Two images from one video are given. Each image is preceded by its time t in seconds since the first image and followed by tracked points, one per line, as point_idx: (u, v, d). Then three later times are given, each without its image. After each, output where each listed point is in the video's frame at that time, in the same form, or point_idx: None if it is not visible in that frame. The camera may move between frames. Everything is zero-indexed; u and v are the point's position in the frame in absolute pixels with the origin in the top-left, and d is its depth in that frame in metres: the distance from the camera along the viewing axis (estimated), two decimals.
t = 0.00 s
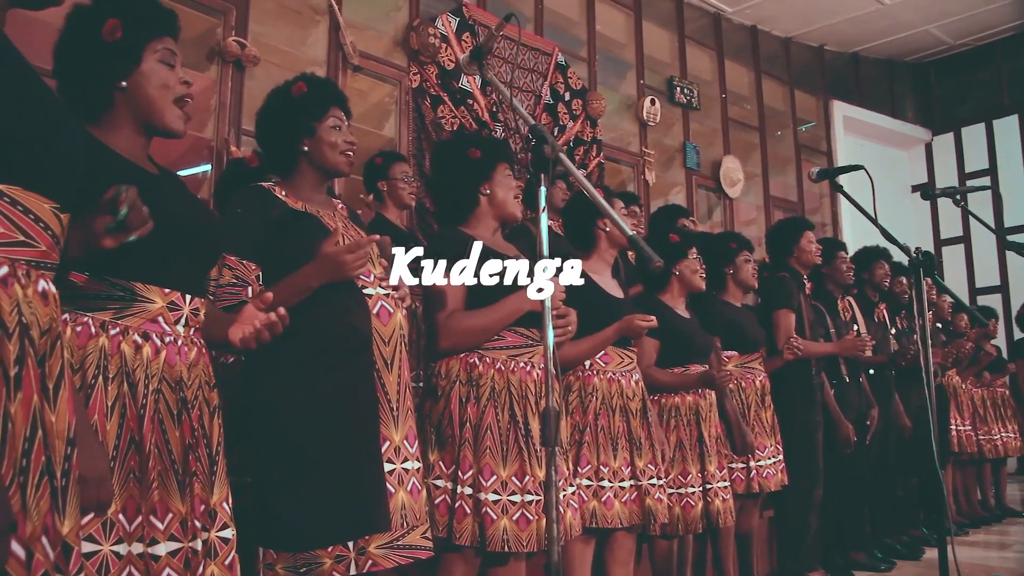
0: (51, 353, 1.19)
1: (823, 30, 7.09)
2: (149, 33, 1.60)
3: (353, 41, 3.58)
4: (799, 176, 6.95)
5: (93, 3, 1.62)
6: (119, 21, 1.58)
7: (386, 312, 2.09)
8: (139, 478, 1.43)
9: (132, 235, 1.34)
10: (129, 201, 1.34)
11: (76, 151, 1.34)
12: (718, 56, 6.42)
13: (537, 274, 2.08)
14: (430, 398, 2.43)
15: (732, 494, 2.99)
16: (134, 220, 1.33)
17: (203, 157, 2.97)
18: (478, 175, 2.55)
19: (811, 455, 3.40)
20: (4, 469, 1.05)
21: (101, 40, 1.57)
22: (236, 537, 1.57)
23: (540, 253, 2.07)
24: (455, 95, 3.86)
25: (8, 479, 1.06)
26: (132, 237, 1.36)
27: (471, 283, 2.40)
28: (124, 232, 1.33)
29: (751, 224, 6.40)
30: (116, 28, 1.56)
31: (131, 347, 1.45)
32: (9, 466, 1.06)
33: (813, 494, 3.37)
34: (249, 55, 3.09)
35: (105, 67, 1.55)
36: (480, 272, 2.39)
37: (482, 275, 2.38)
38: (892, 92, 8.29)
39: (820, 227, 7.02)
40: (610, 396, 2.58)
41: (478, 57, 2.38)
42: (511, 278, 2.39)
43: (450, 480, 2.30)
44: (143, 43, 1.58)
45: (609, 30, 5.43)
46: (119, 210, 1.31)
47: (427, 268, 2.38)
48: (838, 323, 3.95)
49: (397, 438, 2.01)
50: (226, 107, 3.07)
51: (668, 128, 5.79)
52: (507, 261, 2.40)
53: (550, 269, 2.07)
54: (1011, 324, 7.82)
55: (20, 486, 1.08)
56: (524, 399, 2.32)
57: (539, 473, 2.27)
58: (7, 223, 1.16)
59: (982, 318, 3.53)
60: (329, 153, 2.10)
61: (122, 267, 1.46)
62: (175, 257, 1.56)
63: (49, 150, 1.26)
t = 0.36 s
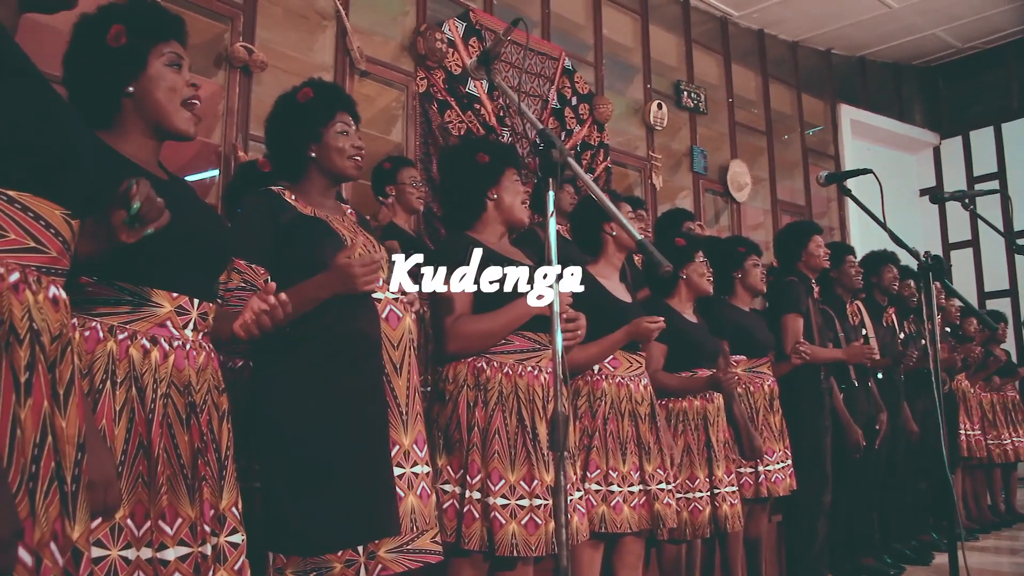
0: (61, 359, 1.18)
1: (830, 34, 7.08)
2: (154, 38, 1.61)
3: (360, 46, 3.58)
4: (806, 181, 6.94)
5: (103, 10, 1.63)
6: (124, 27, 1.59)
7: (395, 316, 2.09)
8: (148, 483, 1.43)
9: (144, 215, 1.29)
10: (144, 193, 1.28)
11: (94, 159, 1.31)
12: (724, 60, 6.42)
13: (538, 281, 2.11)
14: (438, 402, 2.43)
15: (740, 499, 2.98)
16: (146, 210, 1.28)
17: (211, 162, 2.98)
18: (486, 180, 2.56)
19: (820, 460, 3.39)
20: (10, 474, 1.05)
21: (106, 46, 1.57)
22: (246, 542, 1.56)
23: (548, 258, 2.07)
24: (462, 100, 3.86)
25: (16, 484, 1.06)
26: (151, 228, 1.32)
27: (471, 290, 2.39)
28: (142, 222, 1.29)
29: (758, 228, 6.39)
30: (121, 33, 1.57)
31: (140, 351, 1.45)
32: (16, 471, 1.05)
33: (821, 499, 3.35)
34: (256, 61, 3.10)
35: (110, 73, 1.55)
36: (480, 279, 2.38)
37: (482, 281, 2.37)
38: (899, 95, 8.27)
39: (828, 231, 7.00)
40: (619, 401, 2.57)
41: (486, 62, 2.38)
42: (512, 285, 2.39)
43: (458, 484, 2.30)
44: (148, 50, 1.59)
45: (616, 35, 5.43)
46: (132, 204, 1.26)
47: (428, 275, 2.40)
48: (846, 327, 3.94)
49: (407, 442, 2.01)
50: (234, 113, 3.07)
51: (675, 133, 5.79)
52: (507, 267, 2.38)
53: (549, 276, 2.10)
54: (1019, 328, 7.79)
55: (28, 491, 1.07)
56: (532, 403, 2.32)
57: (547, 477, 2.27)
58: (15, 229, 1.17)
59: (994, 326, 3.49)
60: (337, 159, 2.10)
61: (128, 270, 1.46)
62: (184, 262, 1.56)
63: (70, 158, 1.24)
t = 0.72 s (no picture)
0: (72, 362, 1.19)
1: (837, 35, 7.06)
2: (167, 42, 1.60)
3: (366, 48, 3.58)
4: (813, 182, 6.93)
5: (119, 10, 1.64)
6: (140, 30, 1.59)
7: (401, 318, 2.09)
8: (154, 485, 1.43)
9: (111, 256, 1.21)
10: (117, 245, 1.22)
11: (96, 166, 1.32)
12: (731, 61, 6.41)
13: (538, 289, 2.30)
14: (445, 404, 2.43)
15: (747, 500, 2.98)
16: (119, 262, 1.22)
17: (218, 164, 2.98)
18: (492, 181, 2.56)
19: (826, 462, 3.39)
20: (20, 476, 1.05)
21: (122, 49, 1.58)
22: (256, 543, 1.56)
23: (555, 260, 2.06)
24: (468, 102, 3.85)
25: (26, 487, 1.06)
26: (122, 279, 1.26)
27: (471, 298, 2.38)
28: (112, 274, 1.23)
29: (764, 230, 6.38)
30: (136, 36, 1.57)
31: (145, 354, 1.45)
32: (26, 474, 1.06)
33: (827, 502, 3.35)
34: (263, 63, 3.10)
35: (122, 75, 1.55)
36: (480, 287, 2.37)
37: (481, 289, 2.36)
38: (906, 95, 8.24)
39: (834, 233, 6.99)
40: (625, 403, 2.57)
41: (493, 64, 2.38)
42: (512, 294, 2.37)
43: (465, 486, 2.29)
44: (161, 58, 1.59)
45: (622, 36, 5.43)
46: (106, 256, 1.20)
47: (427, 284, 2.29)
48: (853, 329, 3.93)
49: (414, 444, 2.02)
50: (240, 114, 3.08)
51: (682, 134, 5.78)
52: (506, 275, 2.37)
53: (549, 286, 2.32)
54: None
55: (38, 494, 1.07)
56: (539, 405, 2.32)
57: (555, 478, 2.27)
58: (24, 232, 1.17)
59: (1001, 325, 3.50)
60: (348, 161, 2.10)
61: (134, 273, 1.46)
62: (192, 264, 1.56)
63: (69, 159, 1.25)
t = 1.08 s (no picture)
0: (81, 359, 1.19)
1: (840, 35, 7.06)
2: (157, 39, 1.60)
3: (371, 48, 3.58)
4: (817, 181, 6.92)
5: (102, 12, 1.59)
6: (128, 29, 1.57)
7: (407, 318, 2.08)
8: (152, 485, 1.43)
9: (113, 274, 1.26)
10: (116, 266, 1.27)
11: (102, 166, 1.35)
12: (736, 61, 6.40)
13: (539, 300, 2.29)
14: (450, 403, 2.42)
15: (753, 500, 2.97)
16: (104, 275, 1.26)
17: (223, 165, 2.98)
18: (492, 181, 2.56)
19: (831, 462, 3.39)
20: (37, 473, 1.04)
21: (112, 46, 1.56)
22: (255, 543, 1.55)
23: (561, 259, 2.06)
24: (473, 102, 3.84)
25: (41, 484, 1.05)
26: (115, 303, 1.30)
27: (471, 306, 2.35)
28: (111, 296, 1.27)
29: (769, 229, 6.37)
30: (126, 34, 1.56)
31: (146, 353, 1.45)
32: (42, 473, 1.05)
33: (832, 501, 3.34)
34: (267, 63, 3.09)
35: (114, 74, 1.55)
36: (480, 298, 2.32)
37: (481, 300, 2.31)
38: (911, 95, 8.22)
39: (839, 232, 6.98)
40: (630, 402, 2.57)
41: (498, 64, 2.37)
42: (511, 304, 2.30)
43: (471, 485, 2.29)
44: (155, 46, 1.60)
45: (626, 36, 5.43)
46: (111, 274, 1.25)
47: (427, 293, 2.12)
48: (858, 329, 3.92)
49: (420, 443, 2.02)
50: (245, 115, 3.08)
51: (687, 134, 5.77)
52: (506, 286, 2.31)
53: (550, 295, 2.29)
54: None
55: (54, 491, 1.07)
56: (544, 403, 2.31)
57: (560, 476, 2.27)
58: (37, 232, 1.17)
59: (1008, 325, 3.49)
60: (348, 164, 2.10)
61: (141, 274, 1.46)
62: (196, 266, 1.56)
63: (71, 158, 1.28)
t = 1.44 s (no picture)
0: (89, 359, 1.19)
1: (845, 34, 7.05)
2: (153, 39, 1.67)
3: (376, 48, 3.59)
4: (822, 181, 6.90)
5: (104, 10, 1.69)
6: (125, 28, 1.64)
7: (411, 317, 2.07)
8: (151, 484, 1.44)
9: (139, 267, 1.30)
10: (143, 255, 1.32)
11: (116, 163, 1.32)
12: (741, 60, 6.39)
13: (539, 311, 2.29)
14: (454, 402, 2.43)
15: (759, 500, 2.96)
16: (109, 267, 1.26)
17: (228, 165, 2.98)
18: (495, 180, 2.57)
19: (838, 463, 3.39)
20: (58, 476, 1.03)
21: (109, 45, 1.63)
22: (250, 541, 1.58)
23: (567, 259, 2.05)
24: (478, 102, 3.85)
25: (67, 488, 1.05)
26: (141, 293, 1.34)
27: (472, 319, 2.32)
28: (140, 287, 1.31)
29: (774, 229, 6.36)
30: (122, 34, 1.63)
31: (146, 353, 1.45)
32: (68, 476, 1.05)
33: (838, 502, 3.33)
34: (273, 64, 3.10)
35: (113, 75, 1.62)
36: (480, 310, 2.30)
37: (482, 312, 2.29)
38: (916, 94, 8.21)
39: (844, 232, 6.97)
40: (636, 402, 2.57)
41: (503, 64, 2.36)
42: (512, 316, 2.27)
43: (474, 485, 2.29)
44: (151, 47, 1.65)
45: (631, 35, 5.43)
46: (140, 263, 1.29)
47: (428, 306, 2.09)
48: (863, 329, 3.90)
49: (424, 443, 2.00)
50: (250, 115, 3.08)
51: (692, 134, 5.77)
52: (507, 298, 2.29)
53: (550, 308, 2.28)
54: None
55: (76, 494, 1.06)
56: (546, 404, 2.30)
57: (561, 477, 2.26)
58: (46, 236, 1.17)
59: (1016, 325, 3.48)
60: (347, 161, 2.10)
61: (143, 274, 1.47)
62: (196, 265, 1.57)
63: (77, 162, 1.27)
